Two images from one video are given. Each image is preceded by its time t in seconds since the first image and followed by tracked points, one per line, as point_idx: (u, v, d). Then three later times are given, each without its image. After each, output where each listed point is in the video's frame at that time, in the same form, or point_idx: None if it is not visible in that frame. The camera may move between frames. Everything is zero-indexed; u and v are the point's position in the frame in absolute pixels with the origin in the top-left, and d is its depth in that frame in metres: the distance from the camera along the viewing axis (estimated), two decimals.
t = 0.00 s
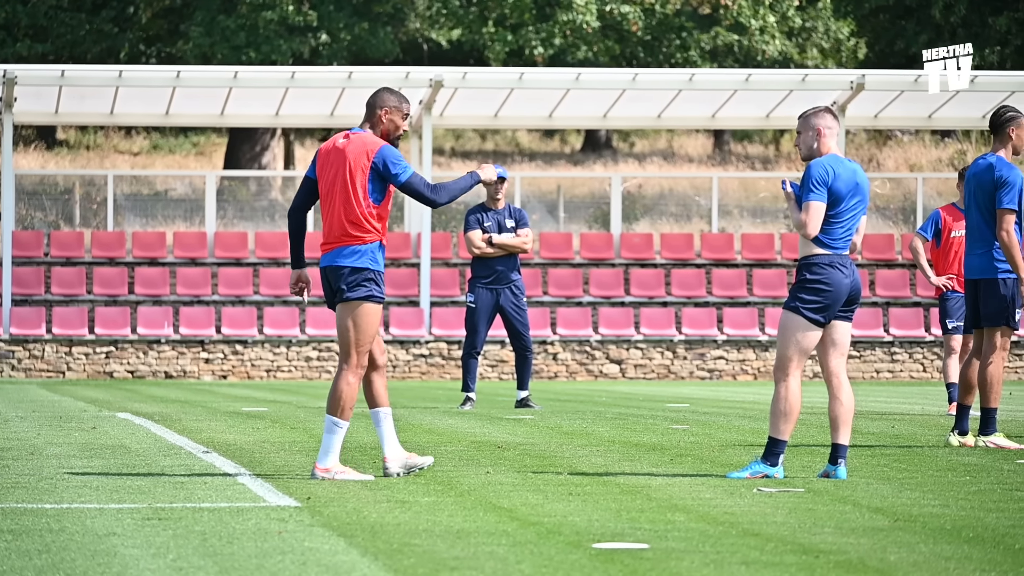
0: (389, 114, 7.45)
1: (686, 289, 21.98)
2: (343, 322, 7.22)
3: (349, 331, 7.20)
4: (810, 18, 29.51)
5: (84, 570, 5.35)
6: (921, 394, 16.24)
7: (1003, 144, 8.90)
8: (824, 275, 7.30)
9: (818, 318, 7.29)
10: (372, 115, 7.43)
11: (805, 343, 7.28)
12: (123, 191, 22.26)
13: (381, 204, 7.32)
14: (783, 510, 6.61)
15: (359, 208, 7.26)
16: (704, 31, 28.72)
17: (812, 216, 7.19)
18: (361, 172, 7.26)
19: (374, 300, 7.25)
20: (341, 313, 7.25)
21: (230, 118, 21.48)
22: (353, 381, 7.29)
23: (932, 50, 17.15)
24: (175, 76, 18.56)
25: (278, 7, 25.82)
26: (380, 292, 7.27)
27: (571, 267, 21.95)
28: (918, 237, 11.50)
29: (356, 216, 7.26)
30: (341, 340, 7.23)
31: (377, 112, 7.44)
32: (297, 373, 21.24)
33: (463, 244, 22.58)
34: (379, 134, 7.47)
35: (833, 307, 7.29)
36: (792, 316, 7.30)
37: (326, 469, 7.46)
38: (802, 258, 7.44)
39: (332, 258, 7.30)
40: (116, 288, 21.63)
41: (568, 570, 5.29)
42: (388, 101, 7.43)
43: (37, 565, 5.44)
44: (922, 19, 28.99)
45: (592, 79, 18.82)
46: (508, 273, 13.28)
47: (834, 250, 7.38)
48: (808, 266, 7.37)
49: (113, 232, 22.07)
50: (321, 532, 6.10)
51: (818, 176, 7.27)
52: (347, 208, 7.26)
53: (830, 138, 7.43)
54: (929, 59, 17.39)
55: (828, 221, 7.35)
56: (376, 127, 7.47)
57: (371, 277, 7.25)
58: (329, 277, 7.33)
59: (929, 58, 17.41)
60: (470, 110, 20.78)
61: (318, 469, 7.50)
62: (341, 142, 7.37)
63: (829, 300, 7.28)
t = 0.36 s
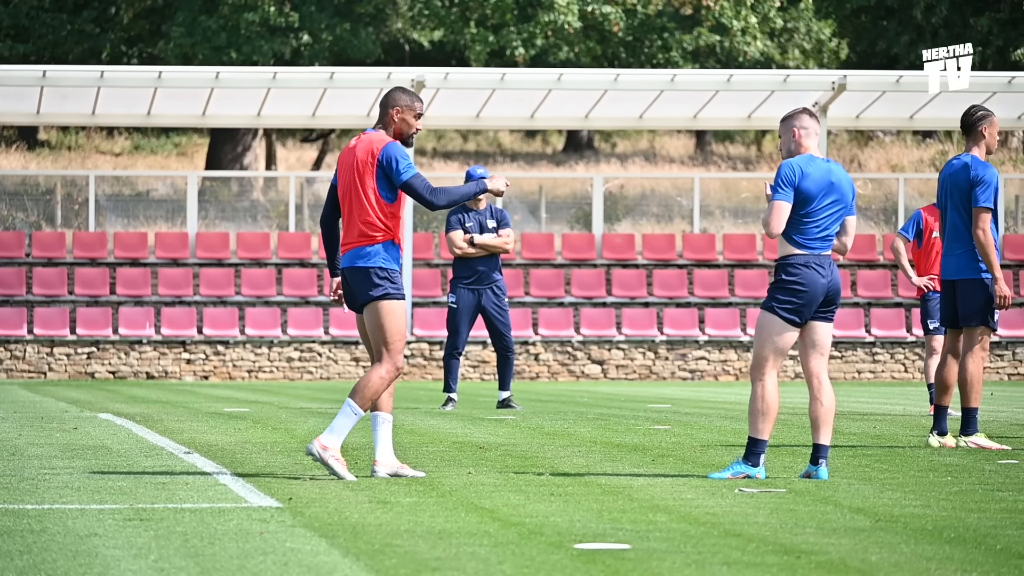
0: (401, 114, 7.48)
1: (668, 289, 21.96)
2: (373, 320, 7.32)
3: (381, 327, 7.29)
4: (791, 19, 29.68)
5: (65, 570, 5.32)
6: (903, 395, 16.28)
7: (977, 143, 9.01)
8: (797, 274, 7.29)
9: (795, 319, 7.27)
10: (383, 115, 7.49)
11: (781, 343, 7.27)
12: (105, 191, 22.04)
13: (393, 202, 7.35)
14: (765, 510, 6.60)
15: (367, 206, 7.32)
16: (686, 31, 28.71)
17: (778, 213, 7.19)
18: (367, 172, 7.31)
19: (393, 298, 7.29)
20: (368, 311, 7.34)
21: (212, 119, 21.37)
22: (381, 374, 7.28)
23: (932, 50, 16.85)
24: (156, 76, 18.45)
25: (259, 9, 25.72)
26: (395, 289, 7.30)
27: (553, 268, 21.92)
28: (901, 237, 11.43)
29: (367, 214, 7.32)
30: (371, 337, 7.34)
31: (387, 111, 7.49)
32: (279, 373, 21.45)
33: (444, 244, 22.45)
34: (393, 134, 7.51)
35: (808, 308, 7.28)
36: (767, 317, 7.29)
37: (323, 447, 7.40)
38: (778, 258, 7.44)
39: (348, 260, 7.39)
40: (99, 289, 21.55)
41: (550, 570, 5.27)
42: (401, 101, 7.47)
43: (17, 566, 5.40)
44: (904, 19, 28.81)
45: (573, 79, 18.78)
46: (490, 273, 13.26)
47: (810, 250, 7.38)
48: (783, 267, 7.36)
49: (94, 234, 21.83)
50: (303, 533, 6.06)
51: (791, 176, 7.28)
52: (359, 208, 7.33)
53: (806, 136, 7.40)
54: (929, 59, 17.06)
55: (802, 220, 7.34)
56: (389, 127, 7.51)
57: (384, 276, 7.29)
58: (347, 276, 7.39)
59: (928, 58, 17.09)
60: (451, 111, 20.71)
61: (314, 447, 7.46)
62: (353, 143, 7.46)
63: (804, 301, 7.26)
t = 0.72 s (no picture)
0: (392, 115, 7.43)
1: (637, 291, 21.92)
2: (376, 325, 7.32)
3: (388, 331, 7.32)
4: (760, 20, 29.76)
5: (33, 571, 5.25)
6: (870, 396, 16.32)
7: (936, 142, 9.02)
8: (768, 275, 7.27)
9: (765, 319, 7.26)
10: (373, 115, 7.46)
11: (751, 344, 7.27)
12: (74, 193, 21.89)
13: (384, 202, 7.32)
14: (734, 511, 6.58)
15: (360, 207, 7.30)
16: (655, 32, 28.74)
17: (749, 213, 7.19)
18: (357, 173, 7.29)
19: (394, 295, 7.29)
20: (370, 316, 7.33)
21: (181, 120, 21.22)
22: (411, 373, 7.45)
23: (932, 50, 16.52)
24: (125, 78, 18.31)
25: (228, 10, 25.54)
26: (396, 288, 7.29)
27: (522, 269, 21.88)
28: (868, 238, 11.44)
29: (361, 214, 7.30)
30: (383, 339, 7.35)
31: (377, 111, 7.46)
32: (248, 374, 21.36)
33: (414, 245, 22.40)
34: (384, 135, 7.49)
35: (779, 309, 7.28)
36: (737, 318, 7.28)
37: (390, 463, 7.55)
38: (748, 259, 7.40)
39: (339, 260, 7.36)
40: (68, 291, 21.25)
41: (519, 571, 5.23)
42: (392, 103, 7.41)
43: None
44: (872, 20, 28.46)
45: (543, 80, 18.74)
46: (459, 274, 13.18)
47: (780, 251, 7.35)
48: (753, 268, 7.34)
49: (64, 234, 21.62)
50: (273, 534, 5.99)
51: (760, 176, 7.25)
52: (353, 208, 7.30)
53: (775, 136, 7.38)
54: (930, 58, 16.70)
55: (772, 222, 7.32)
56: (380, 128, 7.48)
57: (381, 275, 7.28)
58: (341, 277, 7.36)
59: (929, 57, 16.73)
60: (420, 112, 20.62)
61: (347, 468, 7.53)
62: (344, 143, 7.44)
63: (776, 301, 7.25)
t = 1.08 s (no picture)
0: (373, 119, 7.45)
1: (589, 292, 21.86)
2: (356, 331, 7.28)
3: (366, 337, 7.28)
4: (712, 21, 29.76)
5: None
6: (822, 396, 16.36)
7: (879, 144, 9.08)
8: (724, 277, 7.25)
9: (721, 320, 7.24)
10: (354, 120, 7.45)
11: (708, 346, 7.24)
12: (25, 193, 21.66)
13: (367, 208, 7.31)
14: (687, 512, 6.54)
15: (343, 213, 7.28)
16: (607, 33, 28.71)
17: (708, 217, 7.14)
18: (342, 179, 7.28)
19: (377, 301, 7.28)
20: (350, 322, 7.29)
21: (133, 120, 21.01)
22: (391, 379, 7.41)
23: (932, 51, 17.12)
24: (76, 79, 18.08)
25: (179, 11, 25.32)
26: (379, 293, 7.28)
27: (474, 270, 21.81)
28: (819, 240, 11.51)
29: (345, 219, 7.29)
30: (361, 346, 7.32)
31: (358, 116, 7.44)
32: (200, 375, 21.14)
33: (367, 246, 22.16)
34: (364, 139, 7.46)
35: (737, 309, 7.25)
36: (694, 319, 7.25)
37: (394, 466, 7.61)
38: (704, 261, 7.38)
39: (321, 266, 7.31)
40: (19, 291, 21.03)
41: (471, 572, 5.17)
42: (373, 107, 7.43)
43: None
44: (824, 21, 28.32)
45: (495, 81, 18.67)
46: (411, 275, 13.05)
47: (737, 252, 7.33)
48: (709, 270, 7.31)
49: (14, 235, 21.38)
50: (224, 535, 5.89)
51: (714, 178, 7.23)
52: (338, 214, 7.28)
53: (729, 137, 7.36)
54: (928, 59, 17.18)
55: (728, 224, 7.30)
56: (361, 133, 7.46)
57: (365, 281, 7.25)
58: (320, 282, 7.31)
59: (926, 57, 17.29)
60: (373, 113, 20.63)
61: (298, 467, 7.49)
62: (327, 148, 7.42)
63: (733, 302, 7.23)
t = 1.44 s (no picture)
0: (364, 120, 7.37)
1: (544, 292, 21.87)
2: (342, 326, 7.22)
3: (352, 334, 7.22)
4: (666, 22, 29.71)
5: None
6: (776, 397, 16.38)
7: (824, 147, 9.08)
8: (679, 277, 7.22)
9: (676, 320, 7.22)
10: (345, 121, 7.40)
11: (662, 346, 7.22)
12: None
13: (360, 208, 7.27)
14: (642, 513, 6.51)
15: (335, 213, 7.24)
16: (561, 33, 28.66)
17: (659, 216, 7.14)
18: (334, 180, 7.22)
19: (368, 300, 7.24)
20: (337, 319, 7.24)
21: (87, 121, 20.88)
22: (368, 381, 7.33)
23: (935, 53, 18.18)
24: (30, 79, 17.88)
25: (133, 11, 25.11)
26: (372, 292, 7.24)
27: (429, 271, 21.75)
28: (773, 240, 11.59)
29: (339, 219, 7.24)
30: (344, 342, 7.24)
31: (349, 117, 7.39)
32: (155, 376, 20.69)
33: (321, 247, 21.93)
34: (355, 140, 7.41)
35: (693, 309, 7.24)
36: (649, 320, 7.22)
37: (352, 468, 7.50)
38: (659, 262, 7.35)
39: (314, 265, 7.25)
40: None
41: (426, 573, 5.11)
42: (364, 108, 7.37)
43: None
44: (778, 21, 27.96)
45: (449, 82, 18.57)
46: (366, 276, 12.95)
47: (691, 254, 7.31)
48: (663, 271, 7.29)
49: None
50: (179, 536, 5.81)
51: (667, 179, 7.23)
52: (329, 215, 7.24)
53: (685, 138, 7.36)
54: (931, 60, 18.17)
55: (681, 224, 7.29)
56: (352, 134, 7.41)
57: (359, 281, 7.20)
58: (313, 281, 7.26)
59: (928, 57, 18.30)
60: (328, 113, 20.62)
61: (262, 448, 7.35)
62: (317, 149, 7.36)
63: (686, 302, 7.21)
